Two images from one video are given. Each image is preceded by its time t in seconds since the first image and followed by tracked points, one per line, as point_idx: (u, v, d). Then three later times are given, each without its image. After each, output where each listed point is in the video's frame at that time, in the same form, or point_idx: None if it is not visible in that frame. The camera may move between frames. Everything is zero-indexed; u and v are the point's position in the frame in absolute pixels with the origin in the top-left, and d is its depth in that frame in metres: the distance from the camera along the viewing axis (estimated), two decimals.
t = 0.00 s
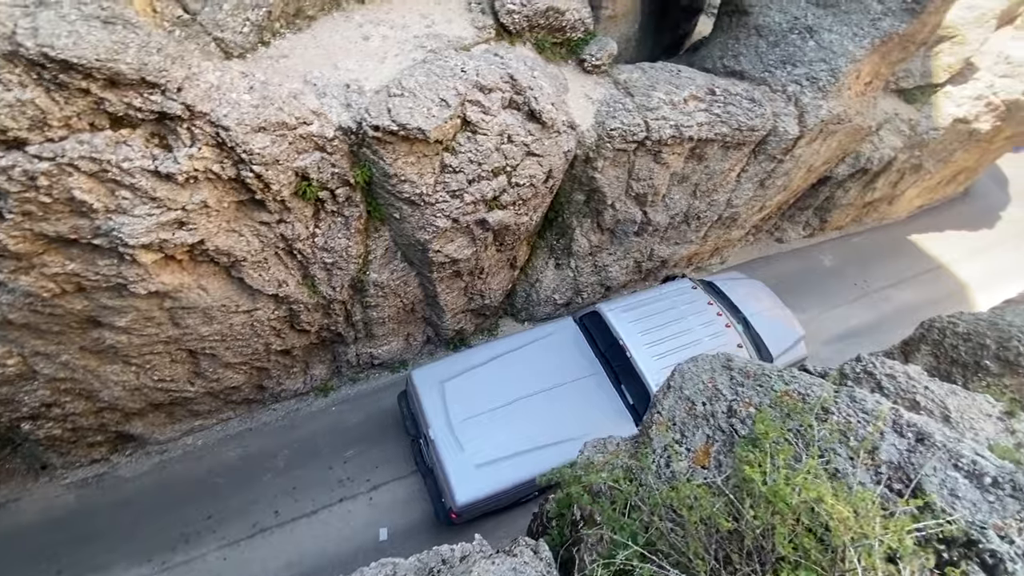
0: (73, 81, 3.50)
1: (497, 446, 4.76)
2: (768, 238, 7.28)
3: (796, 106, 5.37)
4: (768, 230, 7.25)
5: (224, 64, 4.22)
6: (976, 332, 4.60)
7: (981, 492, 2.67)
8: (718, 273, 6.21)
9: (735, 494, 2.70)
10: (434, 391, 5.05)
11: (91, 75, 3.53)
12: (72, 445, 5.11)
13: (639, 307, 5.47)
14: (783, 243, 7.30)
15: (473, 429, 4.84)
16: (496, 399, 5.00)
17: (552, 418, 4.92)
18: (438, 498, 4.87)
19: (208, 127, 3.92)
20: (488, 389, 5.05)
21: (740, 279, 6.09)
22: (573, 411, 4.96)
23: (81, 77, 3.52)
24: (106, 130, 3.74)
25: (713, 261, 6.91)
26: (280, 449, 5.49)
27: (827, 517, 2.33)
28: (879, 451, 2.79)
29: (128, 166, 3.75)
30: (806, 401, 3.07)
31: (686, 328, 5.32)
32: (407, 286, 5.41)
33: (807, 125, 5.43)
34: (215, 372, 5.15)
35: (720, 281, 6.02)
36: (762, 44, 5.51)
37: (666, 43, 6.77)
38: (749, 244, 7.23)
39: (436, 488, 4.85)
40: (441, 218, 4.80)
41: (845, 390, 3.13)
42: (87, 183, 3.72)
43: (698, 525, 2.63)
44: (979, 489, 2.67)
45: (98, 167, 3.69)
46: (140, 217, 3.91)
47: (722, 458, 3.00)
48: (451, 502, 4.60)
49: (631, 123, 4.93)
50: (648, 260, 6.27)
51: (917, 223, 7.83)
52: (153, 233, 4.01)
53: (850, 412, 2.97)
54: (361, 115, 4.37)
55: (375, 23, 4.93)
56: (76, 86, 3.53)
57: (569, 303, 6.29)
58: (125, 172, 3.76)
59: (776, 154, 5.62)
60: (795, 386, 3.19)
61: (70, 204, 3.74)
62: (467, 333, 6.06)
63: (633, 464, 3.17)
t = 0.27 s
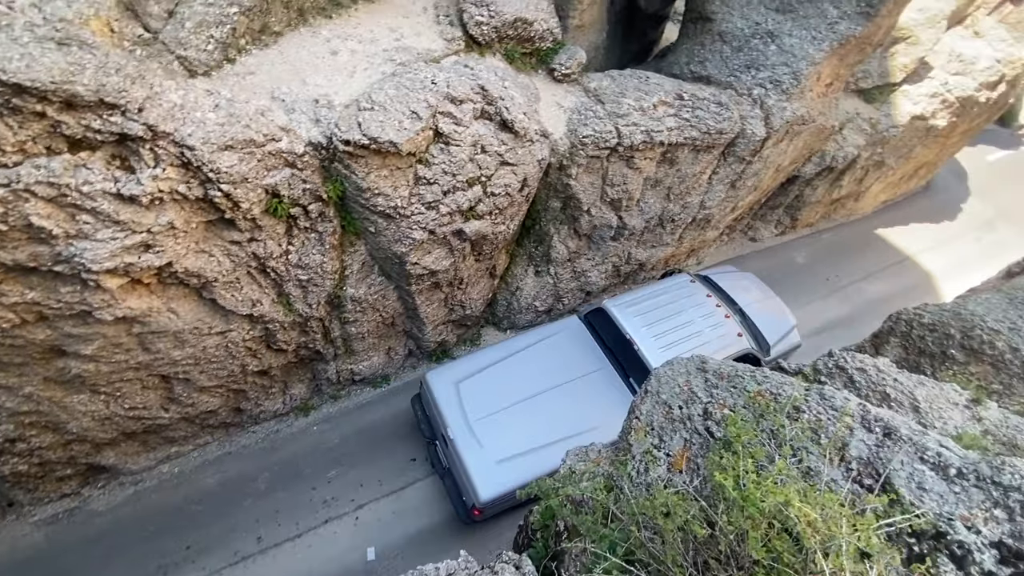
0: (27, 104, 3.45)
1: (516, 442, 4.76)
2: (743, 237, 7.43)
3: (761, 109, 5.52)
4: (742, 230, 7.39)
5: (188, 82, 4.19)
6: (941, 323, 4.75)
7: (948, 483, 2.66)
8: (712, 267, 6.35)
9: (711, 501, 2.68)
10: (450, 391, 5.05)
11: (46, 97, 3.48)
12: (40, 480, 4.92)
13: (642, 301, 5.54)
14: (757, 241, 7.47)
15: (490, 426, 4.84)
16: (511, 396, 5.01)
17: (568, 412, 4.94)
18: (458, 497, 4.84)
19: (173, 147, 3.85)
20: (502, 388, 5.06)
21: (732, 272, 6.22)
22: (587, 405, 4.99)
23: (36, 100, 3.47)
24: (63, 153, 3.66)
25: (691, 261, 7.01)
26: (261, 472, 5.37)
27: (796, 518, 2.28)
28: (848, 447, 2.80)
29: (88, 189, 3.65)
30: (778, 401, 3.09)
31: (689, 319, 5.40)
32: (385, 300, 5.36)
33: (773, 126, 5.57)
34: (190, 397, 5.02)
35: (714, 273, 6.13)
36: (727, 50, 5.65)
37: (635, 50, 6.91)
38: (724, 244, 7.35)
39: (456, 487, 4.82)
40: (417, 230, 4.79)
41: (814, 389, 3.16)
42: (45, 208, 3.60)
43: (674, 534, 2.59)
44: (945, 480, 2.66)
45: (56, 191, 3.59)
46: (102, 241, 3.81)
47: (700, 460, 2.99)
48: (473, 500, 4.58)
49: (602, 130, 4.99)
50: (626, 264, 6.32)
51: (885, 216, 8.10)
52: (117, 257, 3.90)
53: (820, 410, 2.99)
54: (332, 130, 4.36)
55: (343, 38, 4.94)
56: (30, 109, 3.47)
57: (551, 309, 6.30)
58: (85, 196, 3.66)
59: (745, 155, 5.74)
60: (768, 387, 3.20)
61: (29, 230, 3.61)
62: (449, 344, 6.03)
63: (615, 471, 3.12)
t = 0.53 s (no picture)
0: None
1: (533, 437, 4.86)
2: (716, 239, 7.55)
3: (727, 114, 5.65)
4: (715, 232, 7.54)
5: (150, 104, 4.15)
6: (907, 317, 4.90)
7: (914, 478, 2.61)
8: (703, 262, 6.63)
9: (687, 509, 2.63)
10: (464, 390, 5.10)
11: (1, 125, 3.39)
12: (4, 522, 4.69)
13: (642, 296, 5.74)
14: (731, 243, 7.60)
15: (507, 423, 4.93)
16: (524, 393, 5.10)
17: (580, 406, 5.07)
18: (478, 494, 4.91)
19: (135, 171, 3.76)
20: (515, 387, 5.14)
21: (723, 267, 6.50)
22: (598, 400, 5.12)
23: None
24: (20, 181, 3.55)
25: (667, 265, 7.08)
26: (239, 499, 5.22)
27: (765, 524, 2.28)
28: (818, 448, 2.75)
29: (46, 218, 3.54)
30: (750, 404, 3.03)
31: (688, 312, 5.64)
32: (363, 317, 5.30)
33: (740, 130, 5.70)
34: (162, 426, 4.86)
35: (705, 268, 6.40)
36: (691, 58, 5.78)
37: (603, 61, 6.98)
38: (699, 247, 7.48)
39: (475, 484, 4.89)
40: (393, 245, 4.75)
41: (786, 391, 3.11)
42: None
43: (651, 546, 2.55)
44: (912, 475, 2.61)
45: (10, 221, 3.46)
46: (63, 270, 3.68)
47: (678, 466, 2.93)
48: (494, 495, 4.65)
49: (574, 139, 5.05)
50: (604, 271, 6.37)
51: (855, 212, 8.38)
52: (79, 285, 3.77)
53: (790, 411, 2.95)
54: (301, 148, 4.34)
55: (310, 55, 4.94)
56: None
57: (532, 318, 6.30)
58: (43, 225, 3.55)
59: (714, 160, 5.86)
60: (740, 390, 3.15)
61: None
62: (430, 359, 5.99)
63: (596, 481, 3.01)
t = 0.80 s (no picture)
0: None
1: (547, 431, 4.93)
2: (690, 245, 7.68)
3: (693, 122, 5.77)
4: (688, 238, 7.67)
5: (110, 129, 4.08)
6: (873, 315, 5.05)
7: (881, 480, 2.59)
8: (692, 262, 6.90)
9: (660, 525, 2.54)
10: (477, 390, 5.16)
11: None
12: None
13: (640, 294, 5.93)
14: (704, 247, 7.72)
15: (520, 420, 5.00)
16: (535, 390, 5.18)
17: (590, 401, 5.18)
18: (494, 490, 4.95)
19: (93, 200, 3.65)
20: (526, 384, 5.22)
21: (711, 265, 6.78)
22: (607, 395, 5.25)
23: None
24: None
25: (644, 272, 7.13)
26: (216, 533, 5.04)
27: (731, 537, 2.24)
28: (789, 453, 2.70)
29: None
30: (723, 411, 2.95)
31: (685, 308, 5.87)
32: (339, 337, 5.21)
33: (707, 138, 5.82)
34: (131, 461, 4.67)
35: (696, 267, 6.68)
36: (656, 69, 5.92)
37: (571, 73, 7.14)
38: (673, 253, 7.58)
39: (492, 481, 4.92)
40: (367, 263, 4.71)
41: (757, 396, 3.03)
42: None
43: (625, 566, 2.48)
44: (880, 476, 2.60)
45: None
46: (21, 303, 3.54)
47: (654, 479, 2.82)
48: (512, 489, 4.70)
49: (545, 152, 5.09)
50: (582, 280, 6.40)
51: (827, 211, 8.66)
52: (36, 318, 3.61)
53: (761, 417, 2.88)
54: (268, 170, 4.28)
55: (276, 76, 4.92)
56: None
57: (512, 330, 6.28)
58: None
59: (683, 168, 5.97)
60: (712, 397, 3.05)
61: None
62: (411, 376, 5.91)
63: (574, 498, 2.94)
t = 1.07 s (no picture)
0: None
1: (558, 428, 5.04)
2: (665, 252, 7.78)
3: (661, 133, 5.87)
4: (662, 246, 7.78)
5: (68, 158, 4.03)
6: (841, 316, 5.23)
7: (852, 486, 2.51)
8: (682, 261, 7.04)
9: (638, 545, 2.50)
10: (487, 391, 5.25)
11: None
12: None
13: (637, 293, 6.07)
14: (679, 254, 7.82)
15: (530, 419, 5.10)
16: (543, 389, 5.28)
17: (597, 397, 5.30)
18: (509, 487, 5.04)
19: (49, 231, 3.56)
20: (533, 385, 5.31)
21: (700, 263, 6.94)
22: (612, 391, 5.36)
23: None
24: None
25: (622, 281, 7.18)
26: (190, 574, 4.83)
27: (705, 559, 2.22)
28: (761, 462, 2.67)
29: None
30: (697, 423, 2.93)
31: (680, 304, 6.01)
32: (315, 361, 5.11)
33: (675, 148, 5.91)
34: (98, 501, 4.46)
35: (686, 265, 6.82)
36: (623, 83, 6.02)
37: (542, 89, 7.10)
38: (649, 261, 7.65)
39: (506, 479, 5.01)
40: (341, 285, 4.64)
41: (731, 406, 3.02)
42: None
43: None
44: (851, 482, 2.51)
45: None
46: None
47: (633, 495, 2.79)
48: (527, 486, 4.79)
49: (518, 167, 5.11)
50: (561, 291, 6.41)
51: (796, 214, 8.90)
52: None
53: (735, 426, 2.85)
54: (234, 194, 4.19)
55: (242, 99, 4.90)
56: None
57: (493, 345, 6.25)
58: None
59: (654, 178, 6.06)
60: (687, 408, 3.05)
61: None
62: (391, 397, 5.82)
63: (553, 518, 2.88)
